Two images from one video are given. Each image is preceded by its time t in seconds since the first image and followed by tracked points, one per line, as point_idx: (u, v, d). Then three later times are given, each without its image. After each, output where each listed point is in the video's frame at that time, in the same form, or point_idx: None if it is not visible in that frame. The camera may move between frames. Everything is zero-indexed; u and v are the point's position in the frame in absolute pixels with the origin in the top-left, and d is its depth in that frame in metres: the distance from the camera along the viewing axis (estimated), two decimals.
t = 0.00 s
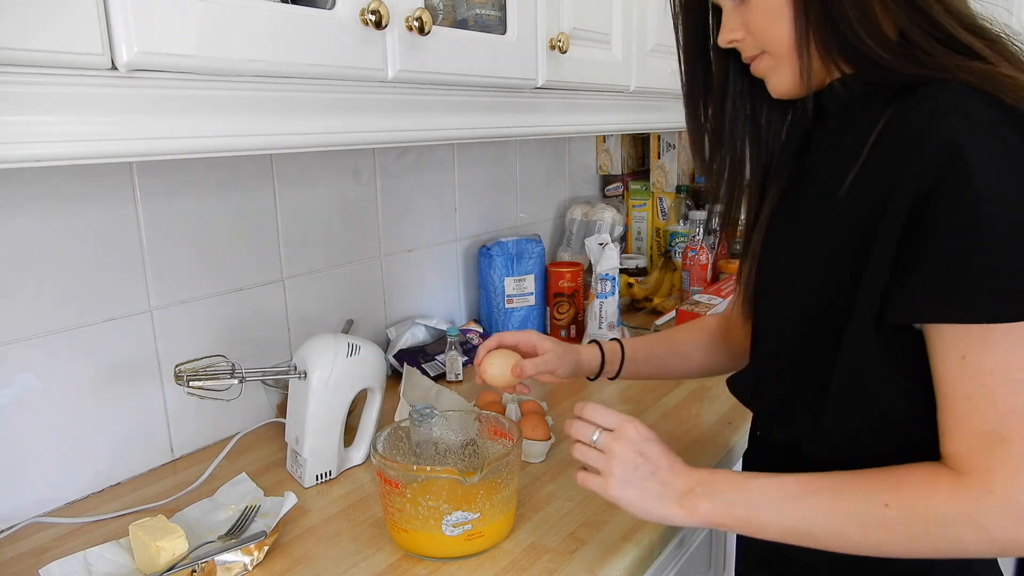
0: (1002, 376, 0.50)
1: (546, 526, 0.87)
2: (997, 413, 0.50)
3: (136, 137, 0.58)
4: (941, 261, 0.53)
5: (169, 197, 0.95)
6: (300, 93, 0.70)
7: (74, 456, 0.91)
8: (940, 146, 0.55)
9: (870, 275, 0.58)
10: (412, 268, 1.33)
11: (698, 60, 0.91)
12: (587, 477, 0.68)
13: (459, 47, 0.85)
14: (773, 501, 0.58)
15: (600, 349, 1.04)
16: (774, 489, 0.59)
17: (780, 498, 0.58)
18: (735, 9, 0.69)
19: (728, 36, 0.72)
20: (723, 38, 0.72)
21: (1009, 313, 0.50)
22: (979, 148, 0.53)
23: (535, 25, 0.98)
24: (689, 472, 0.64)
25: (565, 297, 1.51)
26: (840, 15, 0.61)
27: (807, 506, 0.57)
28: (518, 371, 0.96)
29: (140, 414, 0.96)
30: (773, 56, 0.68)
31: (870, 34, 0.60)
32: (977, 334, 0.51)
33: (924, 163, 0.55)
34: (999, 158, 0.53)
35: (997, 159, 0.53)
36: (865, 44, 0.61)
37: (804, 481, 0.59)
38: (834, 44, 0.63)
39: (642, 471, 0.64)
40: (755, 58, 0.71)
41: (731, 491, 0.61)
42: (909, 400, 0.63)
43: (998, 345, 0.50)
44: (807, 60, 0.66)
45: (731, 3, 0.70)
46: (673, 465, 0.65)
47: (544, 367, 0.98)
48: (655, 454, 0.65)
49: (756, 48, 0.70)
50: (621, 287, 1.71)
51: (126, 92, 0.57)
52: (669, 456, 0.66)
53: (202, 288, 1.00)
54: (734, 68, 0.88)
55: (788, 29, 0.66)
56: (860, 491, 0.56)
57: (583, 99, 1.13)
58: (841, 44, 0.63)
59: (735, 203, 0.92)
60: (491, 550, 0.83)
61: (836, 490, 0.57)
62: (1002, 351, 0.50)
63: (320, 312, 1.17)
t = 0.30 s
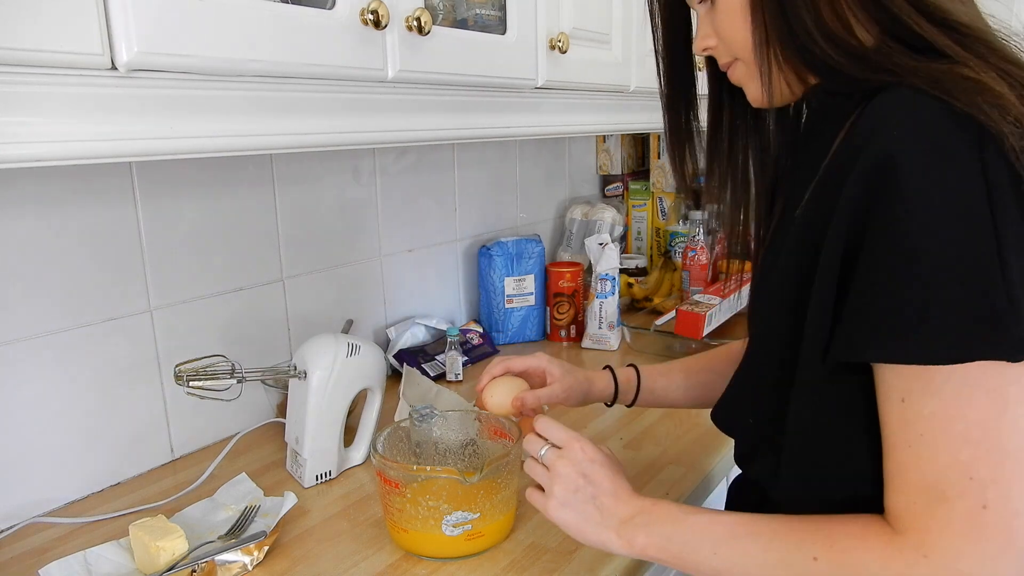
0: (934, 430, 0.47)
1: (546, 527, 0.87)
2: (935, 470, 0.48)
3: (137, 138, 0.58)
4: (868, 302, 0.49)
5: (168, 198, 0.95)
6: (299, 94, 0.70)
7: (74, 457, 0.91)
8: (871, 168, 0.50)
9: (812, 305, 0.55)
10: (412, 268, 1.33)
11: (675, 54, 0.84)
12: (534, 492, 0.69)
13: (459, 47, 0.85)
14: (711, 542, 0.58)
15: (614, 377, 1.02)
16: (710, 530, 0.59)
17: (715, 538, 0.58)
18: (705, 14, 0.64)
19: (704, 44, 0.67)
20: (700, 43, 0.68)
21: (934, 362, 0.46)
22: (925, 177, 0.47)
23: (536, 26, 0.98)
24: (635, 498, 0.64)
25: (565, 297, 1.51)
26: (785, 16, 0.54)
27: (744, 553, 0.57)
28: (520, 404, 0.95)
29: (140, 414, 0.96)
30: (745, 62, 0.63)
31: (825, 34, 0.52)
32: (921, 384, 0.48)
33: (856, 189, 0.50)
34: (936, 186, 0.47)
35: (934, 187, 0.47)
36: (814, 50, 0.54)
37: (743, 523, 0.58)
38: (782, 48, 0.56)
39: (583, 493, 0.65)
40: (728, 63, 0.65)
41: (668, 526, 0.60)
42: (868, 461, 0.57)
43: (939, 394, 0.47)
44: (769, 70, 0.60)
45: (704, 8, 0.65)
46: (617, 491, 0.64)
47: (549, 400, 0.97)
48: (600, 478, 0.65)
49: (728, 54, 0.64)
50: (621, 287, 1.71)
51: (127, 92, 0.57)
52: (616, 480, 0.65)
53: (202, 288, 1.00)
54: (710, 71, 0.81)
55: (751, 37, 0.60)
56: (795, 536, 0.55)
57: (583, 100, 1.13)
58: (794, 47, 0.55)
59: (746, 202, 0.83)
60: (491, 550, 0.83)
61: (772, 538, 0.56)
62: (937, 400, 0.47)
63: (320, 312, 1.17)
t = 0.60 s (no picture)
0: (901, 456, 0.46)
1: (546, 527, 0.87)
2: (901, 494, 0.47)
3: (137, 138, 0.58)
4: (830, 320, 0.48)
5: (168, 198, 0.95)
6: (299, 94, 0.70)
7: (74, 456, 0.91)
8: (833, 184, 0.49)
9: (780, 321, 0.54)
10: (411, 269, 1.33)
11: (664, 52, 0.82)
12: (517, 480, 0.70)
13: (459, 47, 0.85)
14: (684, 547, 0.58)
15: (616, 377, 1.01)
16: (684, 533, 0.58)
17: (689, 543, 0.58)
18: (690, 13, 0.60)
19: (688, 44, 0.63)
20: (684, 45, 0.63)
21: (897, 387, 0.46)
22: (886, 195, 0.46)
23: (536, 26, 0.98)
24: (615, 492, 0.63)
25: (565, 297, 1.51)
26: (757, 19, 0.52)
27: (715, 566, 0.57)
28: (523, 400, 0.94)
29: (140, 414, 0.96)
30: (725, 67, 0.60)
31: (796, 39, 0.50)
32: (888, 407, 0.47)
33: (821, 205, 0.49)
34: (900, 205, 0.46)
35: (896, 207, 0.46)
36: (788, 58, 0.51)
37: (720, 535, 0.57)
38: (757, 54, 0.54)
39: (565, 487, 0.65)
40: (712, 65, 0.62)
41: (646, 526, 0.60)
42: (847, 477, 0.56)
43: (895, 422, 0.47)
44: (745, 78, 0.56)
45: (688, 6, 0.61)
46: (599, 485, 0.64)
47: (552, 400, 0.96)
48: (581, 473, 0.64)
49: (710, 55, 0.61)
50: (622, 287, 1.71)
51: (127, 92, 0.57)
52: (598, 474, 0.64)
53: (202, 288, 1.00)
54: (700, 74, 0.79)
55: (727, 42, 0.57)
56: (764, 549, 0.55)
57: (583, 100, 1.13)
58: (766, 52, 0.53)
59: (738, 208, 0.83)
60: (491, 550, 0.83)
61: (745, 549, 0.56)
62: (902, 425, 0.46)
63: (320, 312, 1.17)
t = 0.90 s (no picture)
0: (838, 447, 0.47)
1: (546, 527, 0.87)
2: (827, 487, 0.48)
3: (137, 138, 0.58)
4: (814, 323, 0.48)
5: (168, 198, 0.95)
6: (299, 94, 0.70)
7: (74, 456, 0.91)
8: (827, 184, 0.48)
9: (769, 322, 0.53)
10: (411, 269, 1.33)
11: (661, 51, 0.82)
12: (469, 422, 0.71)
13: (459, 47, 0.85)
14: (624, 494, 0.57)
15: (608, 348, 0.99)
16: (625, 477, 0.57)
17: (629, 491, 0.57)
18: (687, 10, 0.60)
19: (685, 41, 0.62)
20: (681, 42, 0.63)
21: (879, 390, 0.46)
22: (878, 199, 0.46)
23: (536, 26, 0.98)
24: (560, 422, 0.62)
25: (564, 297, 1.51)
26: (754, 17, 0.51)
27: (644, 517, 0.56)
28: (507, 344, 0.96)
29: (140, 413, 0.96)
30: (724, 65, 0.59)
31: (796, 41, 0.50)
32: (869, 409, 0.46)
33: (812, 206, 0.49)
34: (889, 209, 0.45)
35: (888, 211, 0.45)
36: (784, 58, 0.51)
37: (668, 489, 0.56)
38: (754, 52, 0.54)
39: (508, 419, 0.65)
40: (709, 63, 0.62)
41: (591, 461, 0.59)
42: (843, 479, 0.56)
43: (857, 414, 0.47)
44: (743, 76, 0.57)
45: (684, 4, 0.60)
46: (542, 417, 0.63)
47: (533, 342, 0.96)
48: (524, 403, 0.65)
49: (709, 53, 0.60)
50: (621, 287, 1.71)
51: (127, 92, 0.57)
52: (543, 405, 0.64)
53: (202, 288, 1.00)
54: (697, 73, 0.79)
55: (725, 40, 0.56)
56: (695, 505, 0.55)
57: (583, 100, 1.13)
58: (765, 53, 0.53)
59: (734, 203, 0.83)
60: (491, 550, 0.83)
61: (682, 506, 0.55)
62: (847, 419, 0.47)
63: (320, 312, 1.17)
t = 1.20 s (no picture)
0: (767, 419, 0.48)
1: (547, 527, 0.87)
2: (747, 456, 0.48)
3: (138, 138, 0.58)
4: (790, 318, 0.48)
5: (168, 198, 0.95)
6: (300, 94, 0.70)
7: (74, 457, 0.91)
8: (816, 181, 0.47)
9: (749, 316, 0.53)
10: (411, 268, 1.33)
11: (660, 50, 0.82)
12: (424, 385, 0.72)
13: (459, 47, 0.85)
14: (544, 434, 0.57)
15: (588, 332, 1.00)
16: (550, 423, 0.57)
17: (548, 433, 0.57)
18: (687, 10, 0.59)
19: (685, 41, 0.62)
20: (680, 41, 0.63)
21: (837, 384, 0.46)
22: (865, 198, 0.45)
23: (536, 26, 0.98)
24: (490, 364, 0.63)
25: (564, 297, 1.52)
26: (753, 18, 0.51)
27: (561, 466, 0.56)
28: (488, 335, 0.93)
29: (140, 413, 0.96)
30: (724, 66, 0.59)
31: (793, 40, 0.50)
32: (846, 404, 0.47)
33: (799, 202, 0.48)
34: (873, 208, 0.45)
35: (871, 210, 0.45)
36: (784, 62, 0.51)
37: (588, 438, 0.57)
38: (754, 56, 0.53)
39: (452, 370, 0.67)
40: (710, 62, 0.61)
41: (515, 403, 0.60)
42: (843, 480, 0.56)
43: (789, 388, 0.47)
44: (743, 78, 0.55)
45: (684, 3, 0.60)
46: (483, 362, 0.64)
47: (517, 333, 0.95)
48: (459, 353, 0.67)
49: (710, 53, 0.60)
50: (622, 287, 1.71)
51: (127, 92, 0.57)
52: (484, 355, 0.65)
53: (202, 288, 1.00)
54: (696, 71, 0.79)
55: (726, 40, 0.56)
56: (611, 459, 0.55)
57: (583, 99, 1.13)
58: (763, 52, 0.52)
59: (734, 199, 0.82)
60: (491, 550, 0.83)
61: (598, 456, 0.55)
62: (780, 391, 0.47)
63: (320, 312, 1.17)
